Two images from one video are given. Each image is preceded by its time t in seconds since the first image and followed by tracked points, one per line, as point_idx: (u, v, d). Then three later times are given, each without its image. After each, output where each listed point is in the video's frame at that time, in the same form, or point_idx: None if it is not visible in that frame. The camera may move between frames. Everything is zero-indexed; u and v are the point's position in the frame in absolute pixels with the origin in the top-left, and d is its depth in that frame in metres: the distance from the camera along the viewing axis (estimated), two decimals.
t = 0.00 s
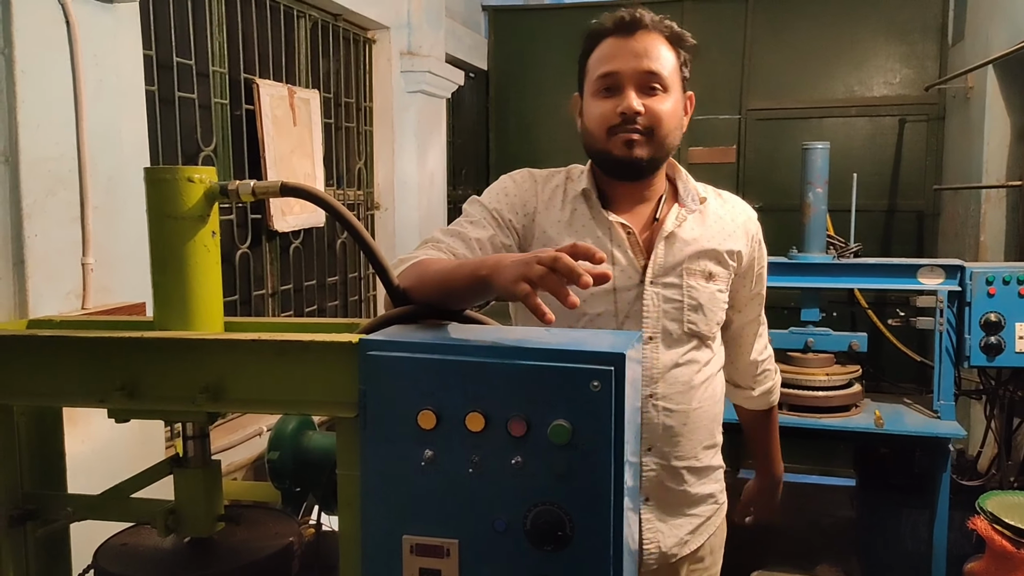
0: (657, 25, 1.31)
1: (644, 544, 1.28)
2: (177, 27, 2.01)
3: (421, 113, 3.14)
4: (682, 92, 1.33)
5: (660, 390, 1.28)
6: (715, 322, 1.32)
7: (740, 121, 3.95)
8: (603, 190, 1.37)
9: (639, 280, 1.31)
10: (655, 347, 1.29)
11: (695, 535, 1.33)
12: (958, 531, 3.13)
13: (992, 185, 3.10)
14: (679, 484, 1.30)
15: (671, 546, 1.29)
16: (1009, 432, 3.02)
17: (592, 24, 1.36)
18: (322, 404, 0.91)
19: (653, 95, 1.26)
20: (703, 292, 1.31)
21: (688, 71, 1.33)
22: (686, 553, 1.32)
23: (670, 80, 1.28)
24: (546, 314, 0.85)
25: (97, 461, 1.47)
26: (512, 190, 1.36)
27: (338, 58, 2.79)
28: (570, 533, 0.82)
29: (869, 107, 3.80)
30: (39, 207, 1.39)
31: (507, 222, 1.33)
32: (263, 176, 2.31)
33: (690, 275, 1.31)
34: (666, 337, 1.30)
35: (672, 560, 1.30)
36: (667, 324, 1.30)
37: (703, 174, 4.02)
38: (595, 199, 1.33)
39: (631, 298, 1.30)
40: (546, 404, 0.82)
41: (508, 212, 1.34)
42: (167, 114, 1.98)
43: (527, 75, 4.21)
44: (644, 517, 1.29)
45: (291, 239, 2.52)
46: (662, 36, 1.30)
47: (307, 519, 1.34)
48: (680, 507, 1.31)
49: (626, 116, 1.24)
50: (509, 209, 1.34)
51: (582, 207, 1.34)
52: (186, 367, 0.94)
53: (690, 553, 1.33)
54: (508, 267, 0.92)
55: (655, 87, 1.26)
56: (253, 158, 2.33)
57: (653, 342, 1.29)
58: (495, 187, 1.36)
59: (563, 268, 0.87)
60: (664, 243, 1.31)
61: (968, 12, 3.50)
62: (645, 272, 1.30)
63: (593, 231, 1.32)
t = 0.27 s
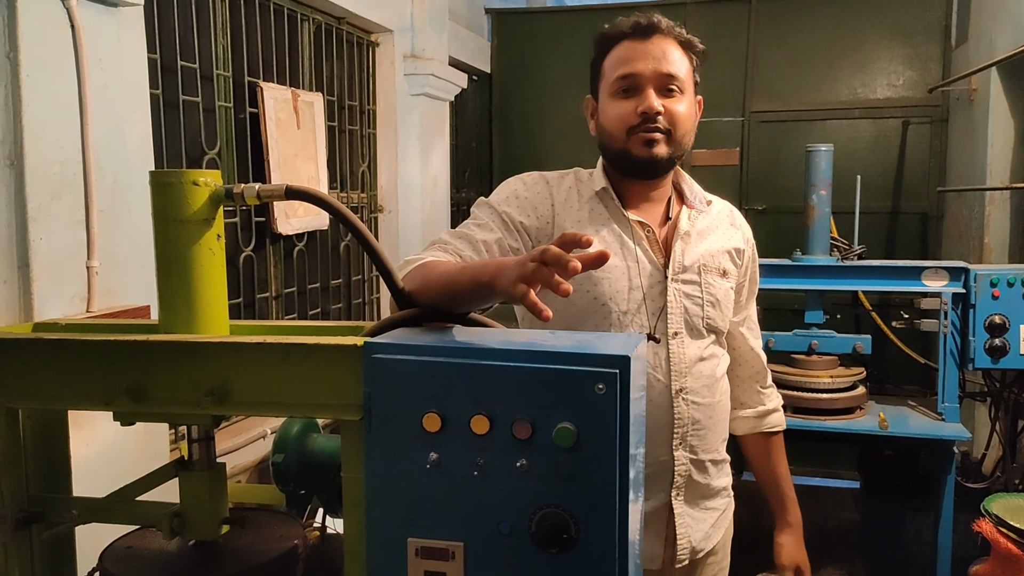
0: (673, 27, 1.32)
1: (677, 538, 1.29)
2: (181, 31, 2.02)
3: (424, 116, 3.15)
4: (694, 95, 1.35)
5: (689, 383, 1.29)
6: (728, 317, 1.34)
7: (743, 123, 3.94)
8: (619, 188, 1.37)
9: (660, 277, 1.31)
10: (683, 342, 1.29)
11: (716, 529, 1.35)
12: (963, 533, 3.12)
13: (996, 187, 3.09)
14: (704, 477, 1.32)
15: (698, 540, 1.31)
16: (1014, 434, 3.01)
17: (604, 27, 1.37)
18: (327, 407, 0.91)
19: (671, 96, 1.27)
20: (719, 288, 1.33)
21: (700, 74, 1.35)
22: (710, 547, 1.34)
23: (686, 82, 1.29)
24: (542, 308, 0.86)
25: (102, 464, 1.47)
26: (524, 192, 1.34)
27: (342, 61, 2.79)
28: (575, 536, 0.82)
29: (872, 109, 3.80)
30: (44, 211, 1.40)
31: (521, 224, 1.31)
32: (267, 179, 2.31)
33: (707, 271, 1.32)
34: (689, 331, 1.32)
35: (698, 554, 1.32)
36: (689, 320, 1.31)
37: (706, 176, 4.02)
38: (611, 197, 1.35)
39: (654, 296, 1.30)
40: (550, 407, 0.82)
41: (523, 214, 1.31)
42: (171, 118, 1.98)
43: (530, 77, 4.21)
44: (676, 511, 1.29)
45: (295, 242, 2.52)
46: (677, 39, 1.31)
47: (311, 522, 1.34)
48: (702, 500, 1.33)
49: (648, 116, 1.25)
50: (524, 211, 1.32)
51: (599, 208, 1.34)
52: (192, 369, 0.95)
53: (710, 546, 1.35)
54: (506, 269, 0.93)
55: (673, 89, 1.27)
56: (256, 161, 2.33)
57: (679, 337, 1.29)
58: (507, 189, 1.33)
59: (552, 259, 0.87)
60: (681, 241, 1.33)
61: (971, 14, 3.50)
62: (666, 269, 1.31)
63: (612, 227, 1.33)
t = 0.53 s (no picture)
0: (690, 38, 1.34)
1: (672, 538, 1.29)
2: (186, 35, 2.02)
3: (428, 119, 3.15)
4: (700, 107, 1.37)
5: (684, 382, 1.28)
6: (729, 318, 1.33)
7: (746, 126, 3.94)
8: (619, 189, 1.37)
9: (656, 277, 1.31)
10: (677, 341, 1.29)
11: (712, 529, 1.35)
12: (968, 537, 3.11)
13: (999, 189, 3.09)
14: (700, 477, 1.32)
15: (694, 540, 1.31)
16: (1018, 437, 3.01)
17: (620, 30, 1.37)
18: (331, 410, 0.91)
19: (687, 101, 1.29)
20: (717, 289, 1.32)
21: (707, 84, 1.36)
22: (704, 546, 1.34)
23: (699, 89, 1.31)
24: (530, 325, 0.87)
25: (106, 467, 1.48)
26: (528, 194, 1.33)
27: (345, 65, 2.80)
28: (578, 539, 0.82)
29: (875, 111, 3.80)
30: (48, 215, 1.40)
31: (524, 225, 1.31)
32: (271, 183, 2.31)
33: (704, 272, 1.31)
34: (685, 330, 1.31)
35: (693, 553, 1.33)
36: (685, 319, 1.30)
37: (709, 179, 4.02)
38: (610, 199, 1.35)
39: (649, 296, 1.31)
40: (554, 410, 0.82)
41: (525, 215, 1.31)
42: (176, 122, 1.99)
43: (533, 80, 4.22)
44: (671, 510, 1.29)
45: (298, 246, 2.53)
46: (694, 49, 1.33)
47: (316, 525, 1.34)
48: (700, 501, 1.33)
49: (667, 115, 1.26)
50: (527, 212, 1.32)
51: (598, 210, 1.35)
52: (197, 372, 0.95)
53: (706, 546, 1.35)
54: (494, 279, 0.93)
55: (689, 94, 1.29)
56: (260, 164, 2.34)
57: (674, 336, 1.29)
58: (510, 190, 1.33)
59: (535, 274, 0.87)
60: (677, 243, 1.33)
61: (974, 16, 3.50)
62: (661, 269, 1.31)
63: (610, 228, 1.33)
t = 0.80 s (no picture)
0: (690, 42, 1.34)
1: (660, 538, 1.30)
2: (189, 38, 2.03)
3: (430, 121, 3.16)
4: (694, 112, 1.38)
5: (670, 385, 1.29)
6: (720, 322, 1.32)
7: (749, 128, 3.94)
8: (609, 194, 1.38)
9: (642, 281, 1.32)
10: (661, 344, 1.30)
11: (707, 530, 1.34)
12: (971, 539, 3.10)
13: (1002, 191, 3.09)
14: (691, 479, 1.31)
15: (685, 541, 1.31)
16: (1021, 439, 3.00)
17: (618, 32, 1.37)
18: (334, 412, 0.92)
19: (684, 111, 1.29)
20: (705, 293, 1.31)
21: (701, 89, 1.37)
22: (698, 548, 1.33)
23: (696, 98, 1.32)
24: (528, 331, 0.88)
25: (109, 469, 1.48)
26: (523, 198, 1.35)
27: (348, 67, 2.81)
28: (581, 540, 0.83)
29: (878, 113, 3.80)
30: (52, 218, 1.40)
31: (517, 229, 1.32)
32: (274, 185, 2.32)
33: (691, 276, 1.31)
34: (672, 334, 1.31)
35: (685, 554, 1.32)
36: (671, 323, 1.31)
37: (712, 181, 4.02)
38: (600, 205, 1.36)
39: (635, 301, 1.32)
40: (556, 412, 0.82)
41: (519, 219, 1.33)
42: (179, 124, 2.00)
43: (536, 82, 4.22)
44: (659, 511, 1.30)
45: (301, 248, 2.53)
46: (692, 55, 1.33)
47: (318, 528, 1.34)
48: (693, 503, 1.32)
49: (667, 127, 1.26)
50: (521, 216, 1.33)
51: (588, 214, 1.36)
52: (199, 374, 0.95)
53: (702, 548, 1.34)
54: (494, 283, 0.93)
55: (687, 103, 1.29)
56: (263, 167, 2.34)
57: (660, 340, 1.30)
58: (505, 194, 1.35)
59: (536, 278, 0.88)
60: (664, 247, 1.33)
61: (977, 18, 3.49)
62: (648, 272, 1.32)
63: (599, 234, 1.34)
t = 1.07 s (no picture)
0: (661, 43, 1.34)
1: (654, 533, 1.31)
2: (192, 42, 2.04)
3: (433, 124, 3.17)
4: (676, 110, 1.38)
5: (661, 382, 1.29)
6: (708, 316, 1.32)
7: (752, 130, 3.94)
8: (595, 195, 1.39)
9: (630, 280, 1.33)
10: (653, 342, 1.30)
11: (702, 528, 1.34)
12: (974, 541, 3.10)
13: (1005, 193, 3.09)
14: (687, 477, 1.31)
15: (680, 538, 1.31)
16: None
17: (592, 39, 1.38)
18: (336, 415, 0.92)
19: (661, 109, 1.29)
20: (694, 289, 1.31)
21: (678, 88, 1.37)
22: (694, 545, 1.33)
23: (673, 95, 1.32)
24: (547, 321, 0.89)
25: (113, 471, 1.48)
26: (509, 202, 1.35)
27: (351, 70, 2.81)
28: (582, 543, 0.83)
29: (881, 115, 3.80)
30: (57, 221, 1.41)
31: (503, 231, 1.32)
32: (277, 187, 2.32)
33: (679, 272, 1.31)
34: (663, 331, 1.32)
35: (680, 551, 1.32)
36: (661, 321, 1.31)
37: (714, 183, 4.02)
38: (587, 206, 1.36)
39: (625, 299, 1.32)
40: (558, 415, 0.82)
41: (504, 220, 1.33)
42: (183, 128, 2.00)
43: (538, 85, 4.22)
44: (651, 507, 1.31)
45: (304, 250, 2.54)
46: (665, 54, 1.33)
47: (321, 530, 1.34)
48: (689, 501, 1.32)
49: (643, 126, 1.26)
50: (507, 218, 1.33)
51: (576, 216, 1.35)
52: (202, 377, 0.96)
53: (697, 545, 1.34)
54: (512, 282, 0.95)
55: (664, 101, 1.29)
56: (266, 170, 2.35)
57: (651, 337, 1.30)
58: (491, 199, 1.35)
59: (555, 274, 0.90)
60: (652, 245, 1.33)
61: (980, 19, 3.49)
62: (637, 271, 1.32)
63: (587, 235, 1.33)
